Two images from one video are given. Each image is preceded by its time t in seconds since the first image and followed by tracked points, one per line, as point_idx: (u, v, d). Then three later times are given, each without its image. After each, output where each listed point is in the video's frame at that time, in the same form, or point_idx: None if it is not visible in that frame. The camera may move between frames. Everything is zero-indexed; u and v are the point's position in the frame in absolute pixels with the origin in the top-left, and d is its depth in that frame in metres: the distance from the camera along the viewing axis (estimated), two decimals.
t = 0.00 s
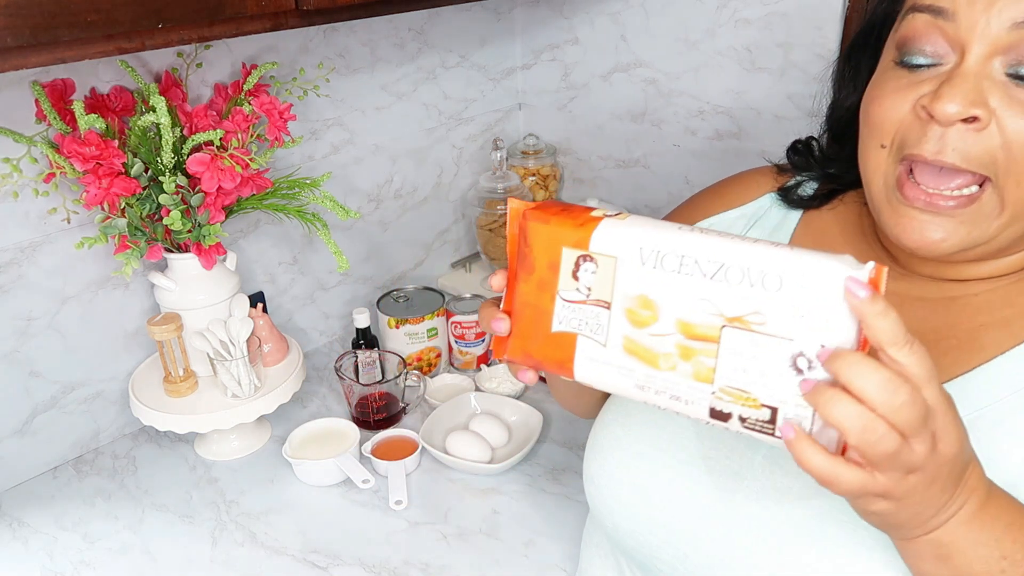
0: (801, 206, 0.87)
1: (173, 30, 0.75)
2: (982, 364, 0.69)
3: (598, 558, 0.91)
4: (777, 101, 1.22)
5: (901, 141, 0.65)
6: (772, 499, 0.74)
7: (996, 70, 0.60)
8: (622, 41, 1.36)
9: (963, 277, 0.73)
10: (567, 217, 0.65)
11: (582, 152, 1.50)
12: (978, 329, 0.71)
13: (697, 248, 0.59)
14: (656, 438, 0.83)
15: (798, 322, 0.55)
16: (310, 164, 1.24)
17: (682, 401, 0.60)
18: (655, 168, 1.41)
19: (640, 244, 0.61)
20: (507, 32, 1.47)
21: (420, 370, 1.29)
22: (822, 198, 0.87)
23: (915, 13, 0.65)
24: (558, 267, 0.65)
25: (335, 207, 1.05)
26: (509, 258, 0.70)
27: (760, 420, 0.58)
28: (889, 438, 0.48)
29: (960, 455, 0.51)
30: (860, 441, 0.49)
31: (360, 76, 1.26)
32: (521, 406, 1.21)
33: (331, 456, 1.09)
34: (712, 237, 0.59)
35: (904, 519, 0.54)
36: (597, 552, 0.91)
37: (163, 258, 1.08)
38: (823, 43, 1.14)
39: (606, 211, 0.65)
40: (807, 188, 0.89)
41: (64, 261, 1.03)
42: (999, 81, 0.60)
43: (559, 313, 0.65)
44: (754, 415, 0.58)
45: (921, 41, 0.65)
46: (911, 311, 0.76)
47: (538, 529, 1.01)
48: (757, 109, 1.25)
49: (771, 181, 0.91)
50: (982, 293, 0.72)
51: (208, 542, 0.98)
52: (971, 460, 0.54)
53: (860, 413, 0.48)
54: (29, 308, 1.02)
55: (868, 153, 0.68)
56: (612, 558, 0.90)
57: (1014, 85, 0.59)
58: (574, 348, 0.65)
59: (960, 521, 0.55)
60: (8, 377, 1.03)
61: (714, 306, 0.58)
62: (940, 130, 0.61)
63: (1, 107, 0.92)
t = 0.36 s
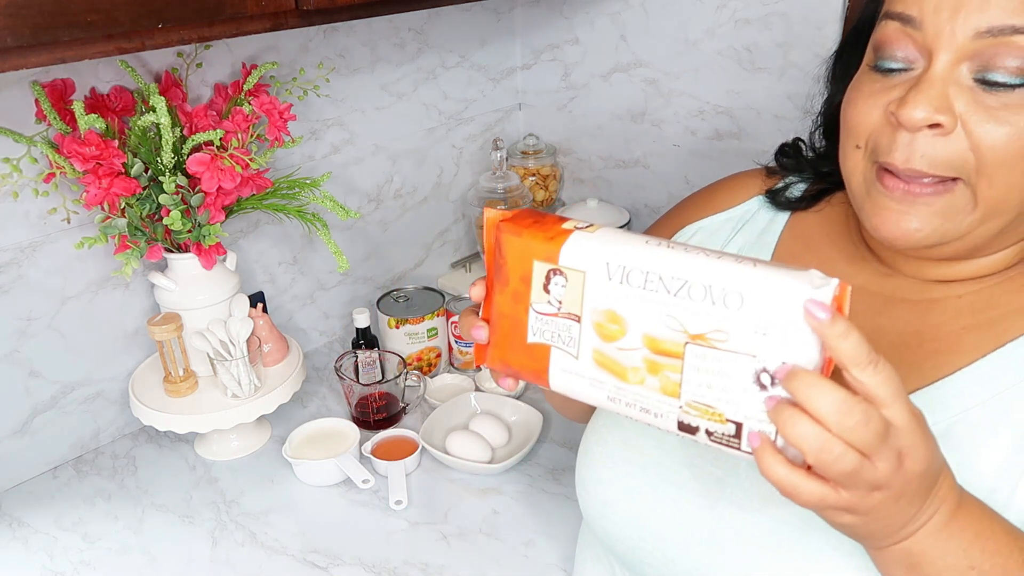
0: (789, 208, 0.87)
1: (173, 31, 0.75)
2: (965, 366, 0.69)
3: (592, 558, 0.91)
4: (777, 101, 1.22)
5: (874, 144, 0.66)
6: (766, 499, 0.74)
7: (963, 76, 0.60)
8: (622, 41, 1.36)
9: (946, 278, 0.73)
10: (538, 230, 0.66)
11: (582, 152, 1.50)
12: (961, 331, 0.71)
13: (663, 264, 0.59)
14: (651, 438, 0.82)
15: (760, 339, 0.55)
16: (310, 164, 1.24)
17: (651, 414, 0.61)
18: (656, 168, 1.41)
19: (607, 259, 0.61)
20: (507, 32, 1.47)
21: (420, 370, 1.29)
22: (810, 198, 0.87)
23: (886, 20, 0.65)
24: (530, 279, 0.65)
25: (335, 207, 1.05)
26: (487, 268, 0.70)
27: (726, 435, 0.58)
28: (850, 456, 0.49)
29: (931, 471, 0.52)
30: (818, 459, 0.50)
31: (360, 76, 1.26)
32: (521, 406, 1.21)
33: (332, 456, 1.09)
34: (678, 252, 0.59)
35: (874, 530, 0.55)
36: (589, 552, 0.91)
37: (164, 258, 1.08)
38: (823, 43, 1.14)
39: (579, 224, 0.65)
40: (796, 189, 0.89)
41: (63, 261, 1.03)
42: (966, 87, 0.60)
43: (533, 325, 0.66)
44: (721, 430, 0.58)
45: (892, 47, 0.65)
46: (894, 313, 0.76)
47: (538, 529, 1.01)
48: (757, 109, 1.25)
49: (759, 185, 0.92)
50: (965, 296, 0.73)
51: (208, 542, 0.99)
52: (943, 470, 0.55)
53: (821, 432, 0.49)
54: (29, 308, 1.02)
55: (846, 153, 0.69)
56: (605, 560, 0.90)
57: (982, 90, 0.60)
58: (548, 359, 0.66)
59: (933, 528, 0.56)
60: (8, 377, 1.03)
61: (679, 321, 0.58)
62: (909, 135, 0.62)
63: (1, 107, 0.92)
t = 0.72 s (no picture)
0: (781, 212, 0.87)
1: (173, 30, 0.75)
2: (959, 368, 0.69)
3: (589, 559, 0.90)
4: (777, 101, 1.22)
5: (870, 134, 0.66)
6: (763, 495, 0.74)
7: (962, 65, 0.61)
8: (622, 41, 1.36)
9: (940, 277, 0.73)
10: (553, 211, 0.67)
11: (582, 152, 1.50)
12: (954, 334, 0.71)
13: (679, 236, 0.61)
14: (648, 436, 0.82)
15: (775, 301, 0.56)
16: (310, 164, 1.24)
17: (657, 384, 0.60)
18: (655, 168, 1.41)
19: (624, 232, 0.62)
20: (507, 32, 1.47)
21: (420, 370, 1.29)
22: (802, 202, 0.87)
23: (884, 12, 0.67)
24: (542, 255, 0.65)
25: (335, 207, 1.05)
26: (493, 254, 0.70)
27: (733, 399, 0.57)
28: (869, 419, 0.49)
29: (928, 465, 0.53)
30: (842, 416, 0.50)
31: (359, 76, 1.26)
32: (521, 406, 1.21)
33: (332, 456, 1.09)
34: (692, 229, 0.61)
35: (873, 512, 0.55)
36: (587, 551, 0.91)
37: (164, 258, 1.08)
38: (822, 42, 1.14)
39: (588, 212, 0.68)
40: (787, 194, 0.90)
41: (63, 261, 1.03)
42: (963, 75, 0.61)
43: (539, 301, 0.65)
44: (728, 394, 0.57)
45: (891, 38, 0.66)
46: (888, 315, 0.75)
47: (538, 528, 1.01)
48: (757, 109, 1.25)
49: (750, 189, 0.92)
50: (958, 298, 0.72)
51: (208, 542, 0.99)
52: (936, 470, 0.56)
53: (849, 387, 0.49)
54: (29, 308, 1.02)
55: (840, 143, 0.69)
56: (601, 560, 0.89)
57: (979, 79, 0.61)
58: (551, 336, 0.65)
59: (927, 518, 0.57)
60: (8, 377, 1.03)
61: (693, 287, 0.59)
62: (905, 123, 0.62)
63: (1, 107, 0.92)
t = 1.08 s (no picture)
0: (775, 216, 0.87)
1: (173, 30, 0.75)
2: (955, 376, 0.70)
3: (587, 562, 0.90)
4: (777, 100, 1.22)
5: (874, 132, 0.66)
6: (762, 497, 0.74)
7: (967, 62, 0.62)
8: (622, 41, 1.36)
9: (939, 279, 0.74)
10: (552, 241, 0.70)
11: (582, 152, 1.50)
12: (949, 340, 0.72)
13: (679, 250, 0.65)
14: (649, 437, 0.83)
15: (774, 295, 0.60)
16: (310, 164, 1.24)
17: (669, 384, 0.61)
18: (655, 168, 1.41)
19: (625, 248, 0.66)
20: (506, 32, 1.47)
21: (420, 370, 1.29)
22: (797, 206, 0.87)
23: (887, 9, 0.67)
24: (544, 277, 0.67)
25: (335, 207, 1.05)
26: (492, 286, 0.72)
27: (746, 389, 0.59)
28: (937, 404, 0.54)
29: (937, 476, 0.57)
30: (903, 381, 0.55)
31: (359, 76, 1.26)
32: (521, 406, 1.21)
33: (332, 456, 1.09)
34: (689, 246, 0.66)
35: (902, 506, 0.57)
36: (584, 553, 0.91)
37: (163, 258, 1.08)
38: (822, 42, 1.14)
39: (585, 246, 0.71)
40: (782, 197, 0.89)
41: (63, 261, 1.03)
42: (969, 73, 0.62)
43: (542, 318, 0.66)
44: (741, 384, 0.59)
45: (895, 35, 0.67)
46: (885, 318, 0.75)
47: (538, 528, 1.01)
48: (757, 109, 1.25)
49: (746, 191, 0.91)
50: (956, 301, 0.73)
51: (208, 542, 0.99)
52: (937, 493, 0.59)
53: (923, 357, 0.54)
54: (29, 308, 1.02)
55: (839, 144, 0.70)
56: (596, 561, 0.89)
57: (985, 75, 0.62)
58: (556, 351, 0.65)
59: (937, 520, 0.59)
60: (8, 377, 1.03)
61: (698, 289, 0.62)
62: (913, 121, 0.62)
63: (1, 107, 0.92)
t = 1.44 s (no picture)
0: (775, 217, 0.87)
1: (173, 30, 0.75)
2: (958, 379, 0.70)
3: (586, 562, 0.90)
4: (777, 100, 1.22)
5: (870, 135, 0.66)
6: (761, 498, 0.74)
7: (963, 65, 0.62)
8: (622, 41, 1.36)
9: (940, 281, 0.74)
10: (557, 250, 0.69)
11: (582, 152, 1.50)
12: (952, 342, 0.71)
13: (675, 269, 0.63)
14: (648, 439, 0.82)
15: (767, 325, 0.58)
16: (310, 164, 1.24)
17: (660, 411, 0.61)
18: (655, 168, 1.41)
19: (623, 264, 0.65)
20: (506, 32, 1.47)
21: (420, 370, 1.29)
22: (797, 207, 0.87)
23: (883, 13, 0.67)
24: (546, 292, 0.68)
25: (335, 207, 1.05)
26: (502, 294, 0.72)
27: (735, 423, 0.59)
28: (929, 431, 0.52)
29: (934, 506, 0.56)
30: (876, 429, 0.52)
31: (359, 76, 1.26)
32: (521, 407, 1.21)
33: (332, 456, 1.09)
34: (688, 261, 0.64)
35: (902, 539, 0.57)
36: (585, 555, 0.90)
37: (163, 258, 1.08)
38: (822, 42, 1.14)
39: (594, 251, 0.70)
40: (781, 198, 0.89)
41: (63, 261, 1.03)
42: (965, 76, 0.62)
43: (544, 335, 0.67)
44: (729, 418, 0.59)
45: (891, 38, 0.67)
46: (888, 321, 0.75)
47: (538, 529, 1.01)
48: (757, 109, 1.25)
49: (745, 193, 0.91)
50: (958, 304, 0.73)
51: (208, 543, 0.99)
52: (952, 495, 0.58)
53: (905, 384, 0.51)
54: (29, 308, 1.02)
55: (836, 145, 0.70)
56: (597, 563, 0.88)
57: (982, 79, 0.62)
58: (557, 368, 0.67)
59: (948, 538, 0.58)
60: (8, 377, 1.03)
61: (691, 314, 0.61)
62: (909, 124, 0.62)
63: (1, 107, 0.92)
